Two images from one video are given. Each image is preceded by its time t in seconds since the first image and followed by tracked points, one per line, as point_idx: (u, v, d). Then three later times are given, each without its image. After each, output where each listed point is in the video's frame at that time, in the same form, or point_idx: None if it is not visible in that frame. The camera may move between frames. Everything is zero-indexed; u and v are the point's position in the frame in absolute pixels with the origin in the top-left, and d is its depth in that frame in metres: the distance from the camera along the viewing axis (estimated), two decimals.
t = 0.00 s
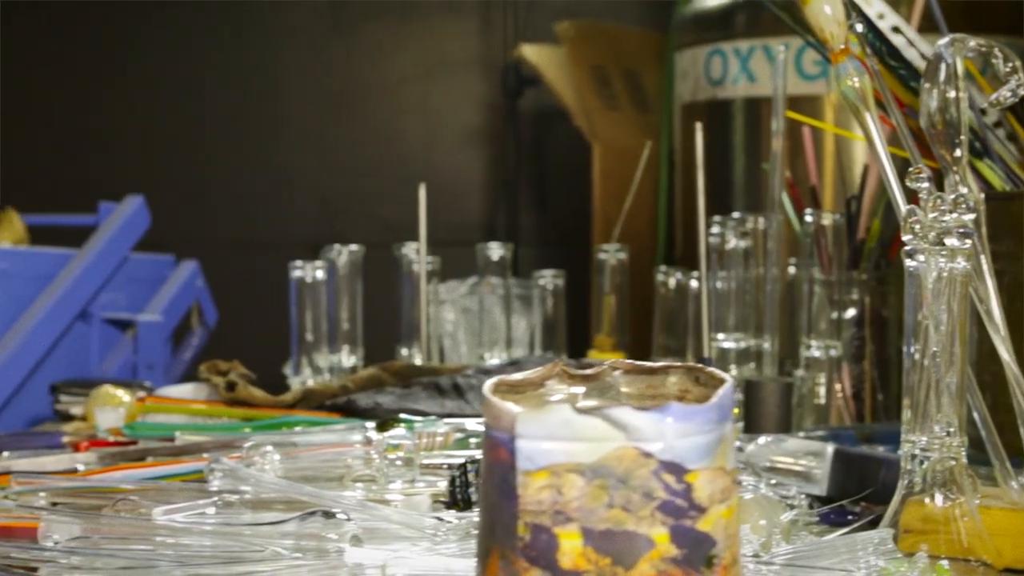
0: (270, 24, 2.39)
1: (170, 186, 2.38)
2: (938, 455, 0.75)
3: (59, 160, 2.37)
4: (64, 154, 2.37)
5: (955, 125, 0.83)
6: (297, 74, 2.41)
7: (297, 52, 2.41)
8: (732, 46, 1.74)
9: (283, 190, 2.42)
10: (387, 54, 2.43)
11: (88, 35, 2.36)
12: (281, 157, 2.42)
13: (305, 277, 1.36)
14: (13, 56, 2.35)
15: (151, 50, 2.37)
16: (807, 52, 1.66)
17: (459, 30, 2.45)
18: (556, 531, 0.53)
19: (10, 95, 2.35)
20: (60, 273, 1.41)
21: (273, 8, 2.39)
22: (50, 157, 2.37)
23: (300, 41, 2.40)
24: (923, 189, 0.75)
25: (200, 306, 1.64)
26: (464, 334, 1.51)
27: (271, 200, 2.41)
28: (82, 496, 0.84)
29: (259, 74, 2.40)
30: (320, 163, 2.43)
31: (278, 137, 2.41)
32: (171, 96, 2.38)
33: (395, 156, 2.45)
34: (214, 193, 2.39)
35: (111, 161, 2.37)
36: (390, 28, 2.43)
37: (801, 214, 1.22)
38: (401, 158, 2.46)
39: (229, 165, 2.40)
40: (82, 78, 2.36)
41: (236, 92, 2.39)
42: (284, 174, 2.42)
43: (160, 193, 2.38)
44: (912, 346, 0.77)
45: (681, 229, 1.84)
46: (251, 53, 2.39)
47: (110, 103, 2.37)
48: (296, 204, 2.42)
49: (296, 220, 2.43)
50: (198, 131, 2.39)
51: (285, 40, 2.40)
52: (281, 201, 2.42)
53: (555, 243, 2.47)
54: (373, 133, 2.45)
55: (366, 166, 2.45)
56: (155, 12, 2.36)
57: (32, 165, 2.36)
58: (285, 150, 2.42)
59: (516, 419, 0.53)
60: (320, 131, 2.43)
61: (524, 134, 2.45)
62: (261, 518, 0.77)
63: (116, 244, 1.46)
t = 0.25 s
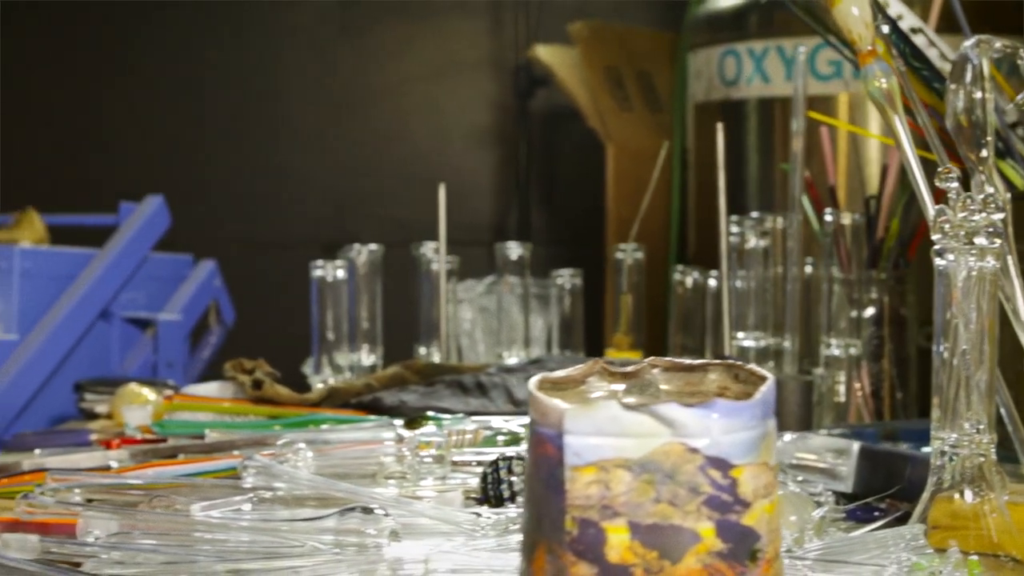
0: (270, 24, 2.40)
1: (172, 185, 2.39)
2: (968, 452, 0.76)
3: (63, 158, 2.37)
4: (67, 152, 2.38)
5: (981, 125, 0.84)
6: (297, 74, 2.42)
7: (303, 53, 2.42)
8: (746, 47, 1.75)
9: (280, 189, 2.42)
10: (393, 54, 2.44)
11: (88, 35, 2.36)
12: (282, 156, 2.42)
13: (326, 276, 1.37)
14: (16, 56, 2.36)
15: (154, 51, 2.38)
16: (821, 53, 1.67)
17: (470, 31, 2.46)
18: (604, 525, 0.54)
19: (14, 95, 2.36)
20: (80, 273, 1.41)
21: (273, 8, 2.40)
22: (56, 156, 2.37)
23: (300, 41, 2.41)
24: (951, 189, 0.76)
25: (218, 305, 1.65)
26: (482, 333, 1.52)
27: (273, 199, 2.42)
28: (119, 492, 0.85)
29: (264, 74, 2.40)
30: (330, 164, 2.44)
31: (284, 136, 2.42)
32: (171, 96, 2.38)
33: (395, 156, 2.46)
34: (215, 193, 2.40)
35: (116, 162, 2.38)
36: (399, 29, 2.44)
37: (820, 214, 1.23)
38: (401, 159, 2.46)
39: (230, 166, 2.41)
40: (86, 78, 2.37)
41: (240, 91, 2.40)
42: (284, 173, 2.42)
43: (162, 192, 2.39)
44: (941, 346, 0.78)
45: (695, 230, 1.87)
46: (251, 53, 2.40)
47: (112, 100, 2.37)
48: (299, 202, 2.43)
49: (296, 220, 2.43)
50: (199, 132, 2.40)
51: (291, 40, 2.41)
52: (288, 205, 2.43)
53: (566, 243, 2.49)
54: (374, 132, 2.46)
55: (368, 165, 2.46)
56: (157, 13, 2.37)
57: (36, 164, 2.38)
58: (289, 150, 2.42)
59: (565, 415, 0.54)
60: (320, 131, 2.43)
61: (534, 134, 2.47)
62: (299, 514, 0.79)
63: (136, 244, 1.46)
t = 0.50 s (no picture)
0: (270, 25, 2.41)
1: (171, 184, 2.40)
2: (997, 450, 0.76)
3: (67, 157, 2.37)
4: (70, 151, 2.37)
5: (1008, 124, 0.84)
6: (297, 74, 2.44)
7: (309, 53, 2.44)
8: (761, 47, 1.76)
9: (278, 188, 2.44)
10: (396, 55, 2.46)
11: (88, 34, 2.36)
12: (281, 155, 2.44)
13: (347, 276, 1.39)
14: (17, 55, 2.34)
15: (154, 52, 2.39)
16: (837, 53, 1.69)
17: (481, 32, 2.49)
18: (651, 520, 0.55)
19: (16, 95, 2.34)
20: (103, 272, 1.43)
21: (273, 8, 2.41)
22: (57, 157, 2.37)
23: (300, 41, 2.43)
24: (981, 189, 0.76)
25: (237, 305, 1.66)
26: (501, 332, 1.53)
27: (273, 200, 2.44)
28: (154, 489, 0.86)
29: (269, 74, 2.43)
30: (341, 164, 2.47)
31: (289, 134, 2.44)
32: (171, 96, 2.39)
33: (401, 156, 2.49)
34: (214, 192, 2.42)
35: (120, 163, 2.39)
36: (409, 30, 2.47)
37: (840, 213, 1.23)
38: (402, 162, 2.49)
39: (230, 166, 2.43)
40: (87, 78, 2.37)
41: (244, 91, 2.42)
42: (284, 173, 2.45)
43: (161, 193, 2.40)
44: (972, 346, 0.79)
45: (708, 232, 1.90)
46: (251, 53, 2.41)
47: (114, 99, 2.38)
48: (299, 202, 2.45)
49: (296, 221, 2.46)
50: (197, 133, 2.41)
51: (296, 40, 2.43)
52: (299, 205, 2.45)
53: (577, 243, 2.51)
54: (374, 133, 2.48)
55: (368, 166, 2.49)
56: (158, 13, 2.38)
57: (40, 163, 2.36)
58: (294, 150, 2.45)
59: (613, 412, 0.55)
60: (323, 132, 2.45)
61: (544, 134, 2.49)
62: (335, 510, 0.79)
63: (157, 244, 1.48)
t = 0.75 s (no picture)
0: (270, 25, 2.46)
1: (170, 183, 2.48)
2: None
3: (74, 154, 2.48)
4: (79, 149, 2.47)
5: None
6: (297, 74, 2.48)
7: (321, 54, 2.48)
8: (775, 47, 1.77)
9: (279, 188, 2.49)
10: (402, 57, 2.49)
11: (91, 34, 2.46)
12: (269, 153, 2.49)
13: (369, 275, 1.39)
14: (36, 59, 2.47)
15: (157, 53, 2.46)
16: (852, 54, 1.69)
17: (492, 32, 2.50)
18: (697, 515, 0.55)
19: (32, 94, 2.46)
20: (124, 272, 1.43)
21: (273, 9, 2.46)
22: (59, 156, 2.48)
23: (299, 41, 2.47)
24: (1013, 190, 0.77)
25: (256, 304, 1.67)
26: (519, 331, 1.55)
27: (273, 199, 2.49)
28: (190, 485, 0.87)
29: (279, 75, 2.48)
30: (354, 163, 2.51)
31: (297, 133, 2.49)
32: (170, 96, 2.47)
33: (412, 157, 2.52)
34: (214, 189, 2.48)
35: (135, 160, 2.48)
36: (421, 31, 2.50)
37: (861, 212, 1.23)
38: (413, 161, 2.52)
39: (231, 166, 2.49)
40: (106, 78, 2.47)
41: (247, 90, 2.47)
42: (284, 173, 2.49)
43: (159, 192, 2.48)
44: (1002, 345, 0.81)
45: (721, 230, 1.92)
46: (251, 53, 2.47)
47: (130, 99, 2.47)
48: (299, 202, 2.49)
49: (296, 221, 2.50)
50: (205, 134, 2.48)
51: (304, 41, 2.47)
52: (314, 206, 2.50)
53: (590, 242, 2.51)
54: (370, 133, 2.51)
55: (367, 165, 2.52)
56: (171, 15, 2.46)
57: (55, 161, 2.48)
58: (297, 150, 2.49)
59: (660, 409, 0.56)
60: (332, 134, 2.49)
61: (555, 133, 2.49)
62: (370, 507, 0.80)
63: (178, 244, 1.48)
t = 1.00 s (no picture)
0: (270, 25, 2.49)
1: (170, 183, 2.51)
2: None
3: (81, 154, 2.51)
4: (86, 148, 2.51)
5: None
6: (297, 74, 2.51)
7: (330, 54, 2.51)
8: (789, 48, 1.78)
9: (273, 189, 2.53)
10: (412, 59, 2.51)
11: (91, 34, 2.50)
12: (276, 157, 2.52)
13: (389, 275, 1.40)
14: (45, 59, 2.50)
15: (162, 55, 2.50)
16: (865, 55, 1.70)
17: (502, 33, 2.51)
18: (740, 510, 0.56)
19: (38, 95, 2.50)
20: (144, 272, 1.44)
21: (272, 9, 2.49)
22: (61, 156, 2.52)
23: (300, 41, 2.50)
24: None
25: (273, 304, 1.68)
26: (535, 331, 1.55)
27: (273, 199, 2.53)
28: (224, 483, 0.88)
29: (289, 76, 2.51)
30: (365, 163, 2.53)
31: (304, 133, 2.52)
32: (170, 96, 2.50)
33: (422, 157, 2.54)
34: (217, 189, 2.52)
35: (146, 159, 2.51)
36: (431, 32, 2.51)
37: (879, 212, 1.24)
38: (422, 161, 2.54)
39: (229, 166, 2.52)
40: (115, 78, 2.51)
41: (250, 88, 2.50)
42: (282, 174, 2.52)
43: (159, 191, 2.51)
44: None
45: (733, 229, 1.95)
46: (251, 53, 2.50)
47: (140, 99, 2.51)
48: (298, 202, 2.53)
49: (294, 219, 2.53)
50: (217, 132, 2.52)
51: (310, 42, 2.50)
52: (323, 206, 2.53)
53: (600, 242, 2.52)
54: (378, 133, 2.53)
55: (372, 164, 2.54)
56: (179, 16, 2.49)
57: (63, 161, 2.51)
58: (303, 151, 2.52)
59: (704, 406, 0.57)
60: (343, 134, 2.52)
61: (564, 133, 2.50)
62: (404, 503, 0.82)
63: (197, 244, 1.49)
